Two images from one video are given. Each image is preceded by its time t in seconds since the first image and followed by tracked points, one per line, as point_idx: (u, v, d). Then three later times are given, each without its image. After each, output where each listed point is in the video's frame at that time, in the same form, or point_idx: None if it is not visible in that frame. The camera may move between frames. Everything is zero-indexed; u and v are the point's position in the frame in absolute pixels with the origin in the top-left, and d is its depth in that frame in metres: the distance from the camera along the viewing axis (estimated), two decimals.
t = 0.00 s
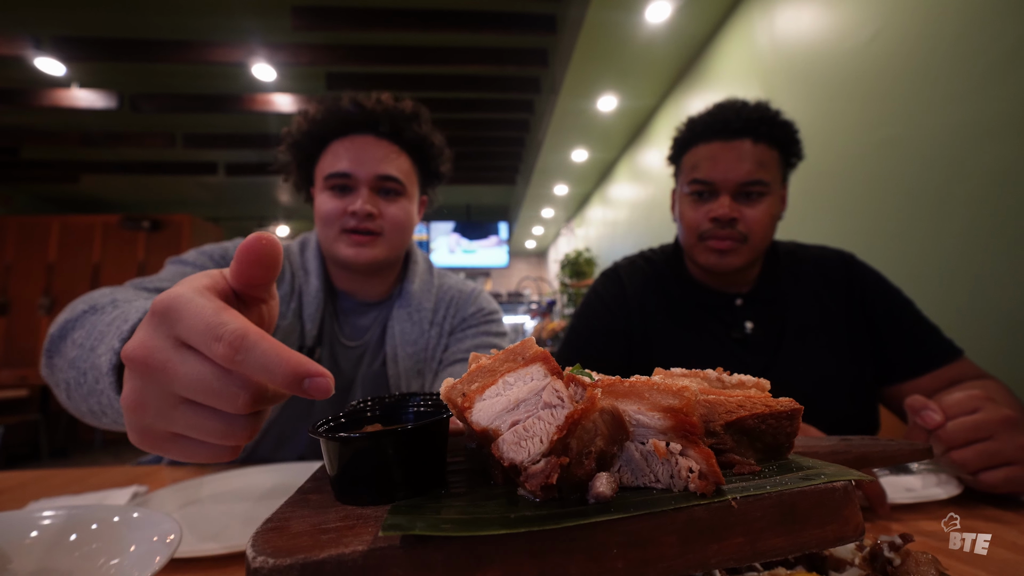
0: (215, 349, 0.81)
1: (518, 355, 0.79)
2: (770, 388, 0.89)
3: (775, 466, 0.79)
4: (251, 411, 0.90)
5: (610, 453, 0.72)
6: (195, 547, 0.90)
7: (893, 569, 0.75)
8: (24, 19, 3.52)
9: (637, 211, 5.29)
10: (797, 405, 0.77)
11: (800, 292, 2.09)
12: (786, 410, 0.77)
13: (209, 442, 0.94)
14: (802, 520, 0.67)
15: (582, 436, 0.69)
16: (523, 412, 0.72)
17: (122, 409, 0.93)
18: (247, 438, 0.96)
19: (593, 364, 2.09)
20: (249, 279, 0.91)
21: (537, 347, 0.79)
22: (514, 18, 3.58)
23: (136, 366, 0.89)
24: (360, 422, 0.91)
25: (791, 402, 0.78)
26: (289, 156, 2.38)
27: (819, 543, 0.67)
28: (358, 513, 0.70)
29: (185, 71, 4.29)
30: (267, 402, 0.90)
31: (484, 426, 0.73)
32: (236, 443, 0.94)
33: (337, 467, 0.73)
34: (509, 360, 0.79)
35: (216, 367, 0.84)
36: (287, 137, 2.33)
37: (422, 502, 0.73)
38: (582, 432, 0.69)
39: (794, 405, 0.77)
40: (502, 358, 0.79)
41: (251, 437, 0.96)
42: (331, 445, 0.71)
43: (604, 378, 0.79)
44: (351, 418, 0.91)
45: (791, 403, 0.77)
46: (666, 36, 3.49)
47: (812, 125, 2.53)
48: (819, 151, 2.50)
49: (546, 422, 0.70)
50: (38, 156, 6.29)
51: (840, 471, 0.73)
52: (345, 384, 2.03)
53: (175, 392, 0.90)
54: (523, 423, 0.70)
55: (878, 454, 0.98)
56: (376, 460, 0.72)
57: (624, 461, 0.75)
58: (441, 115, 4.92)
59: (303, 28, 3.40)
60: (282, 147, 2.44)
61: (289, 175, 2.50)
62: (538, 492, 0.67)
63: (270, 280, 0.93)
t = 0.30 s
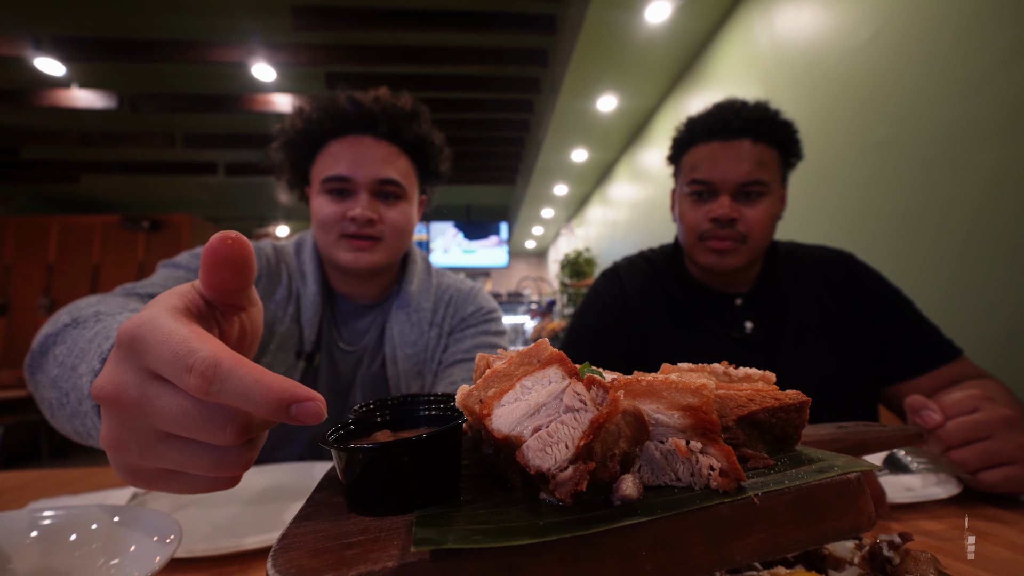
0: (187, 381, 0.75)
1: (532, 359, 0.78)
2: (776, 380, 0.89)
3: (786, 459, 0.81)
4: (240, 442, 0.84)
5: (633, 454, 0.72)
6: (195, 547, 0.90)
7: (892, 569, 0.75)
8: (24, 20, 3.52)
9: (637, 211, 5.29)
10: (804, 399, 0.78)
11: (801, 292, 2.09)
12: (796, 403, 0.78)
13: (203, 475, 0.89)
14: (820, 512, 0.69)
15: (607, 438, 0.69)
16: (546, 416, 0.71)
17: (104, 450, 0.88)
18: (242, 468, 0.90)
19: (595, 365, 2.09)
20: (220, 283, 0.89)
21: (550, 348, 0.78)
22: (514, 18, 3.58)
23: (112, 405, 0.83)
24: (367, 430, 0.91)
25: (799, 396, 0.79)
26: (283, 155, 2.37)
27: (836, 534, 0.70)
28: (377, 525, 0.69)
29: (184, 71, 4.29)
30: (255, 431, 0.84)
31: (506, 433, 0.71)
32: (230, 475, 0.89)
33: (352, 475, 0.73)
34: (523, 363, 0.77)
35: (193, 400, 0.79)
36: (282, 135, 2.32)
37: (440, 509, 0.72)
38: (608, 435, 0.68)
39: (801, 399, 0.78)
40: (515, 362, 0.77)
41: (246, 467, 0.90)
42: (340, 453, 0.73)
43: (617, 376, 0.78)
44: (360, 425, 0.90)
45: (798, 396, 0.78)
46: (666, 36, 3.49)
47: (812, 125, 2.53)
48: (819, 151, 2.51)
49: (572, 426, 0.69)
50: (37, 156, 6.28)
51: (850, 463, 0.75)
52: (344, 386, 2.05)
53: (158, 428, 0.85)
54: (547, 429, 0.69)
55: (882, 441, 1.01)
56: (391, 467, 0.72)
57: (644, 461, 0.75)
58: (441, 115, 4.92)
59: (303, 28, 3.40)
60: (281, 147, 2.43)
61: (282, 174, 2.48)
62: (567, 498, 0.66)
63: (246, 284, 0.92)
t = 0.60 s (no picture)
0: (203, 396, 0.75)
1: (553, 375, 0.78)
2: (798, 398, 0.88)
3: (807, 481, 0.81)
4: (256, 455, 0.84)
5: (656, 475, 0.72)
6: (195, 550, 0.90)
7: (892, 568, 0.74)
8: (23, 20, 3.52)
9: (637, 212, 5.29)
10: (828, 419, 0.78)
11: (800, 292, 2.09)
12: (819, 424, 0.78)
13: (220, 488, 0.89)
14: (846, 540, 0.70)
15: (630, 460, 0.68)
16: (569, 436, 0.71)
17: (118, 468, 0.88)
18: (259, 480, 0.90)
19: (596, 366, 2.08)
20: (235, 294, 0.88)
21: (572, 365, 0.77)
22: (514, 18, 3.58)
23: (127, 421, 0.83)
24: (378, 439, 0.91)
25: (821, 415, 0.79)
26: (282, 154, 2.37)
27: (860, 562, 0.70)
28: (393, 541, 0.70)
29: (184, 71, 4.29)
30: (271, 442, 0.84)
31: (528, 453, 0.71)
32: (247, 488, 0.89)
33: (367, 490, 0.73)
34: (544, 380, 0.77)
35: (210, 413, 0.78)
36: (281, 133, 2.32)
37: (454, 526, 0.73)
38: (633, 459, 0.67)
39: (824, 419, 0.78)
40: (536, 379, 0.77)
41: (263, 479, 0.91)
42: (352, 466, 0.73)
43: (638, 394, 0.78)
44: (372, 431, 0.91)
45: (821, 416, 0.78)
46: (666, 36, 3.49)
47: (812, 125, 2.54)
48: (818, 151, 2.51)
49: (595, 449, 0.68)
50: (37, 156, 6.28)
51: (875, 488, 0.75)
52: (344, 388, 2.06)
53: (173, 444, 0.85)
54: (570, 450, 0.68)
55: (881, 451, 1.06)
56: (406, 484, 0.73)
57: (665, 480, 0.75)
58: (440, 115, 4.92)
59: (303, 28, 3.40)
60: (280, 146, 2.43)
61: (282, 173, 2.47)
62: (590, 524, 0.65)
63: (259, 293, 0.91)
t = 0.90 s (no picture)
0: (266, 254, 1.06)
1: (526, 361, 0.78)
2: (792, 396, 0.89)
3: (794, 478, 0.80)
4: (293, 309, 1.08)
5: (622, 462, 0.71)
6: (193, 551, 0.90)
7: (893, 567, 0.73)
8: (23, 20, 3.52)
9: (637, 212, 5.28)
10: (822, 415, 0.77)
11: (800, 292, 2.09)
12: (812, 420, 0.77)
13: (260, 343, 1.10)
14: (825, 538, 0.67)
15: (593, 447, 0.68)
16: (534, 422, 0.71)
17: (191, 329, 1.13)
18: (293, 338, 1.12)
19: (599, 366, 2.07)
20: (290, 231, 1.17)
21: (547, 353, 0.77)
22: (513, 18, 3.58)
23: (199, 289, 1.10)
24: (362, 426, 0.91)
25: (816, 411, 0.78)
26: (287, 153, 2.37)
27: (841, 563, 0.67)
28: (357, 518, 0.70)
29: (184, 71, 4.30)
30: (306, 299, 1.09)
31: (491, 435, 0.72)
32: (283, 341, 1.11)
33: (337, 469, 0.74)
34: (516, 367, 0.78)
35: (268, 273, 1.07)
36: (287, 131, 2.33)
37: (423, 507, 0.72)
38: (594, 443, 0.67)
39: (819, 415, 0.77)
40: (510, 365, 0.78)
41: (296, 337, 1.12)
42: (331, 445, 0.73)
43: (616, 385, 0.78)
44: (354, 419, 0.91)
45: (815, 412, 0.78)
46: (666, 36, 3.49)
47: (812, 125, 2.53)
48: (818, 151, 2.51)
49: (556, 432, 0.68)
50: (37, 156, 6.28)
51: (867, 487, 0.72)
52: (346, 387, 2.05)
53: (232, 306, 1.10)
54: (531, 433, 0.69)
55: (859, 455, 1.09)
56: (378, 463, 0.73)
57: (637, 470, 0.74)
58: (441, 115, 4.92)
59: (303, 28, 3.40)
60: (283, 144, 2.43)
61: (287, 172, 2.47)
62: (545, 505, 0.68)
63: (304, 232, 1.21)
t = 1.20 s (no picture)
0: (210, 305, 1.18)
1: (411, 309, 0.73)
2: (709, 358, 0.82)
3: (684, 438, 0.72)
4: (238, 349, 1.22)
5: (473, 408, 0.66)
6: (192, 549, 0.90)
7: (892, 570, 0.73)
8: (24, 20, 3.52)
9: (637, 212, 5.29)
10: (722, 372, 0.71)
11: (800, 293, 2.09)
12: (708, 376, 0.71)
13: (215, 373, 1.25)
14: (670, 486, 0.55)
15: (436, 385, 0.64)
16: (389, 362, 0.66)
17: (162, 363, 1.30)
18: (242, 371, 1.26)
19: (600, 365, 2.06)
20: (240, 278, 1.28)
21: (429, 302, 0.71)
22: (514, 18, 3.59)
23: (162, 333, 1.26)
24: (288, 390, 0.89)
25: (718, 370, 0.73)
26: (283, 151, 2.39)
27: (689, 516, 0.55)
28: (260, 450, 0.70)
29: (184, 72, 4.30)
30: (248, 340, 1.22)
31: (348, 373, 0.67)
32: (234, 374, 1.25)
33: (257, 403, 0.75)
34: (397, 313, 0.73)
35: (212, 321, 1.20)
36: (283, 129, 2.33)
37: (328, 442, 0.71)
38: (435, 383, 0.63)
39: (719, 372, 0.71)
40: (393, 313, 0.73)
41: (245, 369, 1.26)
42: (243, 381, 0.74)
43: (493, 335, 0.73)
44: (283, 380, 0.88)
45: (718, 370, 0.72)
46: (666, 36, 3.49)
47: (811, 125, 2.53)
48: (818, 151, 2.51)
49: (400, 369, 0.64)
50: (37, 156, 6.28)
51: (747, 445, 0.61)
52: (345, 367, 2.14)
53: (188, 345, 1.25)
54: (379, 370, 0.65)
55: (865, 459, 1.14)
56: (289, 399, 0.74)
57: (497, 418, 0.68)
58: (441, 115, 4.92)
59: (303, 28, 3.40)
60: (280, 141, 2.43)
61: (284, 171, 2.48)
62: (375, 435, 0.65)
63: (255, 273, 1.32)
